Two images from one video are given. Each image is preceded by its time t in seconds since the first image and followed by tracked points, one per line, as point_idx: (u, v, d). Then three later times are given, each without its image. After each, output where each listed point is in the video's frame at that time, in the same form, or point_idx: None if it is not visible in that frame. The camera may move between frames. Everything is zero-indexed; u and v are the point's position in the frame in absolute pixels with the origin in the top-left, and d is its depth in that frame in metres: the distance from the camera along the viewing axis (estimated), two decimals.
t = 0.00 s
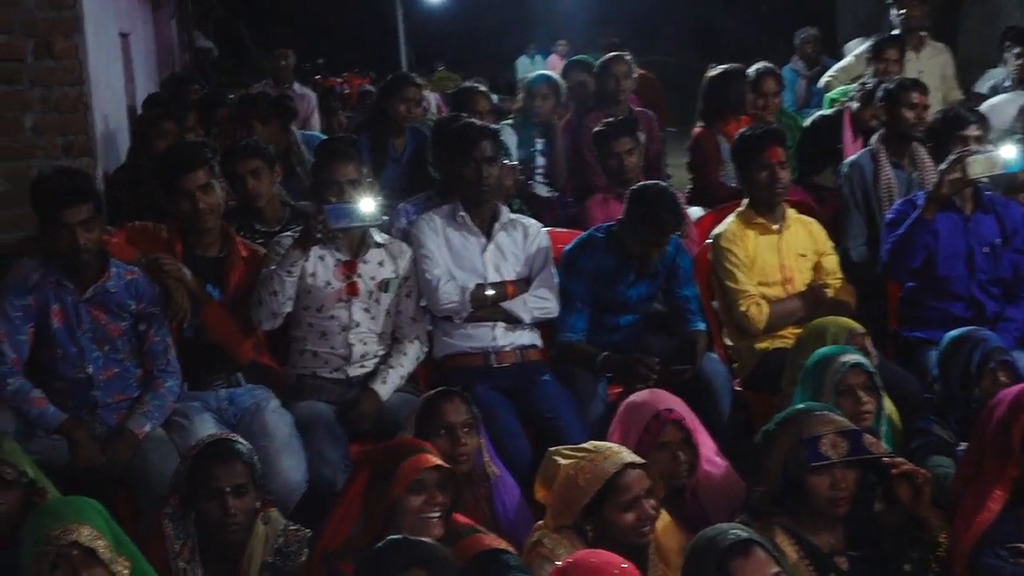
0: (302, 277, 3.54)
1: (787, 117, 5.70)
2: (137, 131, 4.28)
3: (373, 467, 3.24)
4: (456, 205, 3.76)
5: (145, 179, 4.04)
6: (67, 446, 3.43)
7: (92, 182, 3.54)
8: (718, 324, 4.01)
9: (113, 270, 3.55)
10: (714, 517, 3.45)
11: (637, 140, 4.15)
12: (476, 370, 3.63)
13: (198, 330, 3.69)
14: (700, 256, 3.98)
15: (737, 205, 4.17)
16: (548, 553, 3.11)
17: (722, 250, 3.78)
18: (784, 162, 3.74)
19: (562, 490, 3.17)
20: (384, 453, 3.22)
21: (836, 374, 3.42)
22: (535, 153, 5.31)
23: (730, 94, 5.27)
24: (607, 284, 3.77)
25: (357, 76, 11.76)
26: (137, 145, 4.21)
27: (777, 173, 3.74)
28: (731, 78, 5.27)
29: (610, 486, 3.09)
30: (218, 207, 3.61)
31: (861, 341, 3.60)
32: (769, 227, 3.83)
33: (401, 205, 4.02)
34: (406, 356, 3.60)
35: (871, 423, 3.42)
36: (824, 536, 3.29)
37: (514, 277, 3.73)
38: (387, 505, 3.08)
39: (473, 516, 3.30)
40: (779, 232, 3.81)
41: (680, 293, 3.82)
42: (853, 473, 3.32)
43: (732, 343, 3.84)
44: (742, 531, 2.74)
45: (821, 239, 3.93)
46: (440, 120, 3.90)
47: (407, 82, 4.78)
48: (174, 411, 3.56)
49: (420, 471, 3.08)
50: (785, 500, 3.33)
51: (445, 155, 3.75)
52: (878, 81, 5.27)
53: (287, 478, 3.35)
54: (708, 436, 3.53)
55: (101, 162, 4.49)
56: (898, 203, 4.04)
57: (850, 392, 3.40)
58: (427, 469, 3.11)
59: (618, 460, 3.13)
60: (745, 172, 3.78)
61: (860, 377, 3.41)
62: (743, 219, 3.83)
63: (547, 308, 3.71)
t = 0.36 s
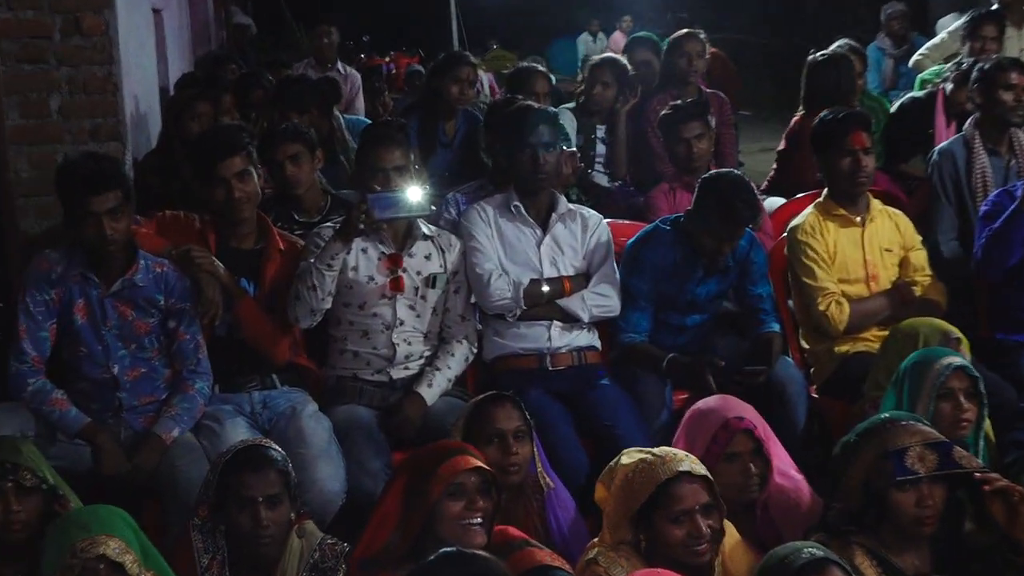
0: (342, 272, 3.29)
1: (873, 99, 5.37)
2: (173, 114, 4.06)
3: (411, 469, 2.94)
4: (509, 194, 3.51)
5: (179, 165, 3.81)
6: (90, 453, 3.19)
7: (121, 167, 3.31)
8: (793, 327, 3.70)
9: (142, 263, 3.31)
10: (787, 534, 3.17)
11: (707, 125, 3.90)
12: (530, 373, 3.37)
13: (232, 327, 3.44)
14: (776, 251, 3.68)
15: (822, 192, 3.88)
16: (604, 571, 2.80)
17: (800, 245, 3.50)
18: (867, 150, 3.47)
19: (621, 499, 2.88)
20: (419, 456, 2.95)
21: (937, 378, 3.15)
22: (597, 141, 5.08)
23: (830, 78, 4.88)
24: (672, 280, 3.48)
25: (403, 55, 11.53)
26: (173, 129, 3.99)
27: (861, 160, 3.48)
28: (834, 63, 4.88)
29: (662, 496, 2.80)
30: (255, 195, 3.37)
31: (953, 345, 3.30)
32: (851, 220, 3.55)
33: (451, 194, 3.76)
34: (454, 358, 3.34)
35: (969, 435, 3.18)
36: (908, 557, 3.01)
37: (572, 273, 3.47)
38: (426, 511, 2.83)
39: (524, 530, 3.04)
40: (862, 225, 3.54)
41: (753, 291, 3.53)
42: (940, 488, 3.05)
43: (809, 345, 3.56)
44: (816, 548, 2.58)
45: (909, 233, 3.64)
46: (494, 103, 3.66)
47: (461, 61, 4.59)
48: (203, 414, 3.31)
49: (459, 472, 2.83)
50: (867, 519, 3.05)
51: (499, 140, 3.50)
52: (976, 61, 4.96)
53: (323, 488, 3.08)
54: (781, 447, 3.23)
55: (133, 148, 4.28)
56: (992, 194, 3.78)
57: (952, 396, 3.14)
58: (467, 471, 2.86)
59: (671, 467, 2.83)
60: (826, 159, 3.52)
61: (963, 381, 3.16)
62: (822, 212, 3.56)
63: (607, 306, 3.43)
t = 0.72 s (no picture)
0: (334, 267, 3.26)
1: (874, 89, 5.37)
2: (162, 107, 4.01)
3: (406, 464, 2.93)
4: (502, 187, 3.48)
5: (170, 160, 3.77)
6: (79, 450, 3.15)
7: (108, 161, 3.26)
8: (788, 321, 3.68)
9: (131, 258, 3.27)
10: (782, 531, 3.15)
11: (703, 118, 3.88)
12: (524, 369, 3.34)
13: (221, 324, 3.42)
14: (772, 246, 3.66)
15: (815, 187, 3.85)
16: (596, 566, 2.81)
17: (796, 239, 3.48)
18: (864, 141, 3.47)
19: (616, 490, 2.91)
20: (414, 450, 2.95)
21: (939, 369, 3.14)
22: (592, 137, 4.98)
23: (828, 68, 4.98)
24: (666, 273, 3.47)
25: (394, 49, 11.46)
26: (162, 121, 3.93)
27: (857, 153, 3.46)
28: (832, 52, 4.97)
29: (645, 484, 2.85)
30: (245, 189, 3.34)
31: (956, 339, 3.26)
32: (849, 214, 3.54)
33: (443, 189, 3.74)
34: (446, 353, 3.31)
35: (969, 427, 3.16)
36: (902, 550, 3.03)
37: (566, 267, 3.45)
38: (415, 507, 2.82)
39: (518, 527, 3.02)
40: (858, 220, 3.52)
41: (748, 286, 3.50)
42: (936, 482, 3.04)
43: (803, 341, 3.53)
44: (812, 544, 2.58)
45: (905, 228, 3.62)
46: (488, 95, 3.64)
47: (453, 52, 4.56)
48: (194, 411, 3.29)
49: (449, 470, 2.81)
50: (862, 517, 3.05)
51: (490, 131, 3.46)
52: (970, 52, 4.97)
53: (315, 484, 3.05)
54: (775, 443, 3.20)
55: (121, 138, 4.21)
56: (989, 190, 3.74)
57: (954, 387, 3.14)
58: (459, 468, 2.84)
59: (653, 454, 2.87)
60: (822, 153, 3.52)
61: (966, 372, 3.17)
62: (819, 206, 3.54)
63: (602, 300, 3.39)
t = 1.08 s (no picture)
0: (370, 268, 4.17)
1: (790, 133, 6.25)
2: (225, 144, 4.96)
3: (426, 422, 3.88)
4: (500, 207, 4.44)
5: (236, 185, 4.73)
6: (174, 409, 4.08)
7: (195, 186, 4.17)
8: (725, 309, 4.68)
9: (212, 261, 4.22)
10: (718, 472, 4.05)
11: (658, 152, 4.72)
12: (517, 347, 4.28)
13: (284, 311, 4.36)
14: (709, 252, 4.68)
15: (743, 206, 4.80)
16: (574, 499, 3.77)
17: (728, 245, 4.41)
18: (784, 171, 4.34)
19: (590, 441, 3.91)
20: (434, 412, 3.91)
21: (840, 348, 4.06)
22: (570, 166, 6.03)
23: (750, 113, 5.88)
24: (629, 272, 4.43)
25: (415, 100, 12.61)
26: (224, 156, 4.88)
27: (777, 180, 4.36)
28: (753, 100, 5.86)
29: (602, 437, 3.86)
30: (300, 208, 4.28)
31: (853, 324, 4.21)
32: (770, 226, 4.47)
33: (454, 207, 4.70)
34: (457, 334, 4.25)
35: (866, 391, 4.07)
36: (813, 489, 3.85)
37: (550, 267, 4.40)
38: (432, 455, 3.78)
39: (513, 469, 3.95)
40: (777, 230, 4.45)
41: (692, 282, 4.45)
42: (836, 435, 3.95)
43: (734, 325, 4.52)
44: (744, 483, 3.41)
45: (812, 237, 4.58)
46: (488, 135, 4.57)
47: (462, 100, 5.43)
48: (262, 379, 4.23)
49: (458, 428, 3.75)
50: (780, 463, 3.95)
51: (492, 161, 4.39)
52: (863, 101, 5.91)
53: (357, 435, 3.97)
54: (712, 404, 4.14)
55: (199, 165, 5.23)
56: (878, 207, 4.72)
57: (851, 363, 4.05)
58: (467, 426, 3.77)
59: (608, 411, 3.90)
60: (751, 181, 4.42)
61: (860, 350, 4.07)
62: (748, 220, 4.49)
63: (579, 293, 4.34)
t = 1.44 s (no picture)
0: (403, 272, 5.61)
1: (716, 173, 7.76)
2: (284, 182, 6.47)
3: (442, 387, 5.25)
4: (498, 227, 5.94)
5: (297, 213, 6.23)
6: (255, 377, 5.43)
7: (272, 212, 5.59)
8: (666, 305, 6.18)
9: (285, 267, 5.66)
10: (660, 423, 5.43)
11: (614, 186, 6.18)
12: (510, 330, 5.72)
13: (337, 305, 5.81)
14: (653, 260, 6.19)
15: (678, 227, 6.37)
16: (552, 444, 5.04)
17: (666, 254, 5.96)
18: (706, 200, 5.97)
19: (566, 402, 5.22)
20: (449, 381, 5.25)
21: (755, 338, 5.39)
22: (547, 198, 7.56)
23: (686, 158, 7.25)
24: (594, 277, 5.97)
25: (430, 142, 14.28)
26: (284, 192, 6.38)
27: (702, 207, 5.96)
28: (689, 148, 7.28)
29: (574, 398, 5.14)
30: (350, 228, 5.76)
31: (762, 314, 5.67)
32: (697, 242, 6.04)
33: (465, 227, 6.16)
34: (467, 322, 5.68)
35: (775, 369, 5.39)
36: (731, 437, 5.08)
37: (536, 272, 5.87)
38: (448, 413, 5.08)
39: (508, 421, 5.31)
40: (703, 245, 6.01)
41: (641, 283, 5.95)
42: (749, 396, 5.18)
43: (673, 315, 6.00)
44: (687, 433, 4.30)
45: (730, 249, 6.15)
46: (491, 172, 6.04)
47: (472, 150, 6.88)
48: (322, 355, 5.66)
49: (467, 391, 5.04)
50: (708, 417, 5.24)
51: (492, 195, 5.93)
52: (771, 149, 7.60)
53: (391, 397, 5.34)
54: (656, 373, 5.56)
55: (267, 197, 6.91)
56: (779, 227, 6.27)
57: (762, 349, 5.38)
58: (473, 391, 5.05)
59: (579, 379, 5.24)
60: (685, 205, 6.03)
61: (769, 339, 5.40)
62: (682, 237, 6.05)
63: (556, 290, 5.86)
